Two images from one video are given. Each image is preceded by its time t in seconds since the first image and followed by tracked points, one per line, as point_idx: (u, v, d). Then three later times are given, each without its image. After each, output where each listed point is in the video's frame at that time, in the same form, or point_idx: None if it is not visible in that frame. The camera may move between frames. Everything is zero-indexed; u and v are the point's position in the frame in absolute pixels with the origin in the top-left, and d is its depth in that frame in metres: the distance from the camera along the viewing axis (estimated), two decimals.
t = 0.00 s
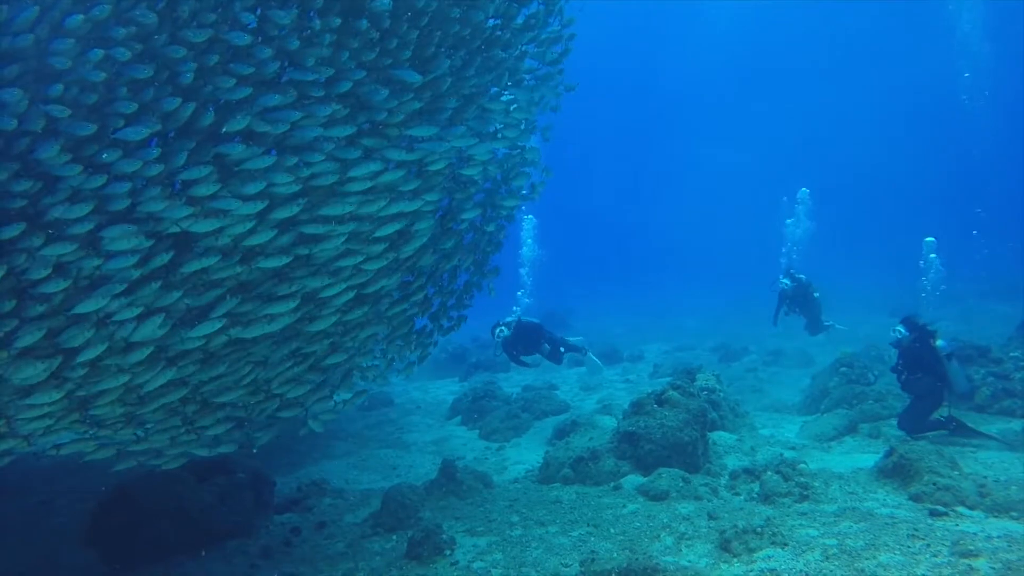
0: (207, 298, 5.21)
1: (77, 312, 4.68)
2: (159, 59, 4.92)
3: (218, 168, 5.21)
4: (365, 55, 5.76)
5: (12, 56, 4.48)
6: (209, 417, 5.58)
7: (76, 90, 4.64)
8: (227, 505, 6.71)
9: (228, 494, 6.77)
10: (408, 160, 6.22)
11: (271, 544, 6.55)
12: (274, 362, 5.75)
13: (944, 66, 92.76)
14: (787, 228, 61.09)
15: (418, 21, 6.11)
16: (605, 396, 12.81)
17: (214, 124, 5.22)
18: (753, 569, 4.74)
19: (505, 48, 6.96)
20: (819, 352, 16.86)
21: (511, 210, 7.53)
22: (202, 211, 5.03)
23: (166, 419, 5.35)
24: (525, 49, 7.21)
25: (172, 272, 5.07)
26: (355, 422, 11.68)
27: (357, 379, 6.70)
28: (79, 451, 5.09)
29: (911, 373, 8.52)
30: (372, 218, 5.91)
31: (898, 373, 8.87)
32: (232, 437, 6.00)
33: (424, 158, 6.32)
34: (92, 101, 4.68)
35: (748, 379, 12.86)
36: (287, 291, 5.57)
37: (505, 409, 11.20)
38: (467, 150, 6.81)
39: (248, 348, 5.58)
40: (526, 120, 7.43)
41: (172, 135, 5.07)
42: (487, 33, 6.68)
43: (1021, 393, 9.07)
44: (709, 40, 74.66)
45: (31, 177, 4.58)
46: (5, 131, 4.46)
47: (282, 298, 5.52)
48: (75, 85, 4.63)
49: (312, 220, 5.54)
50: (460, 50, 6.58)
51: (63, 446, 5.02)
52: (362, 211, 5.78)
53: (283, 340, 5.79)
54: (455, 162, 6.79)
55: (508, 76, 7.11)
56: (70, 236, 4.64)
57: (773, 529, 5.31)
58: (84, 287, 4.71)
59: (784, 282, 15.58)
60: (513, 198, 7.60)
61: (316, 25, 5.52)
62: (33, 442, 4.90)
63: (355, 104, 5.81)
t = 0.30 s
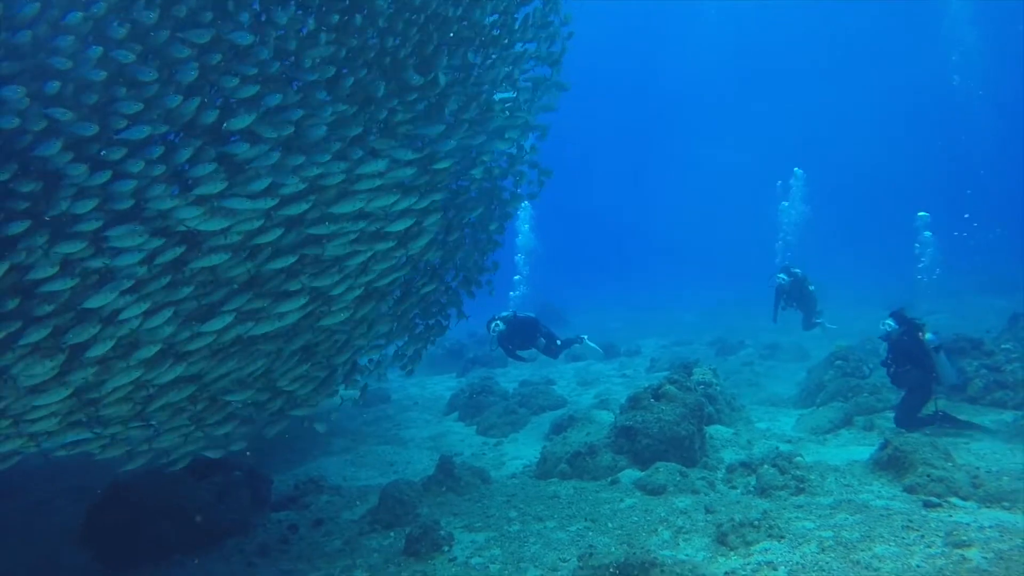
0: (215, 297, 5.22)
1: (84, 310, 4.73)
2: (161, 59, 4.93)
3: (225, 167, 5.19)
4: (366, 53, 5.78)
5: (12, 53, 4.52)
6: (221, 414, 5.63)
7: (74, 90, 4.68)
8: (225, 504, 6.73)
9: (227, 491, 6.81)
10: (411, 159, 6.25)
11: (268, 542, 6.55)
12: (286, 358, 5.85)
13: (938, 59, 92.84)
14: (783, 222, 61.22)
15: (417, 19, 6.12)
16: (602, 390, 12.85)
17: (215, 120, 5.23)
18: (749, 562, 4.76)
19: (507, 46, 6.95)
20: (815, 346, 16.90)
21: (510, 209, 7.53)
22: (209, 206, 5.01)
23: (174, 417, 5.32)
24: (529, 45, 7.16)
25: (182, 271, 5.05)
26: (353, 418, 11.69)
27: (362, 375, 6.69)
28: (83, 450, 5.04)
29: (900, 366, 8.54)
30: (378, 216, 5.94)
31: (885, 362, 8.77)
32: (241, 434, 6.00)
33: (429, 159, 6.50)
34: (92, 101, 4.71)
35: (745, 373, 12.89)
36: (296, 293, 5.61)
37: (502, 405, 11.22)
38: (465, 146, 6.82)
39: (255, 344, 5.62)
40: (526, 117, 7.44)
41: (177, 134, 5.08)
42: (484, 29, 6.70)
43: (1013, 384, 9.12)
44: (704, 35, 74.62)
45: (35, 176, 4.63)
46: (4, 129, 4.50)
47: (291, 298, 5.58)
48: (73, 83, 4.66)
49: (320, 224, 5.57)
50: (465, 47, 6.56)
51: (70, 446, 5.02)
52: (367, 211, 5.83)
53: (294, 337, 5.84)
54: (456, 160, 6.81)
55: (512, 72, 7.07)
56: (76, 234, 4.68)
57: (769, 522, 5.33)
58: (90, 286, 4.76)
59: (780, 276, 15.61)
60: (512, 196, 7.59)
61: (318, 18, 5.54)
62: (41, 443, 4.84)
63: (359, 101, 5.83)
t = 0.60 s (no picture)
0: (215, 285, 5.24)
1: (83, 293, 4.65)
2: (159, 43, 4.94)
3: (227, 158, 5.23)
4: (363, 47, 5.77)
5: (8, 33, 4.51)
6: (219, 408, 5.65)
7: (71, 75, 4.64)
8: (210, 496, 6.66)
9: (211, 483, 6.72)
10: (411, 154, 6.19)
11: (250, 534, 6.54)
12: (280, 346, 5.98)
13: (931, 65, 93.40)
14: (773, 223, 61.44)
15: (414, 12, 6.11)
16: (589, 387, 12.88)
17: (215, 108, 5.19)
18: (732, 560, 4.79)
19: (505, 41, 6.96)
20: (802, 347, 16.98)
21: (502, 205, 7.52)
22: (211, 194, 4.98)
23: (168, 406, 5.33)
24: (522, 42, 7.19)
25: (182, 258, 4.99)
26: (340, 411, 11.67)
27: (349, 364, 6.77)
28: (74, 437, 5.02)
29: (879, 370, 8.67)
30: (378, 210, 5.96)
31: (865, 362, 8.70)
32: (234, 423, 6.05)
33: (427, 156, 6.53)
34: (86, 84, 4.68)
35: (732, 373, 12.94)
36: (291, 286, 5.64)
37: (490, 400, 11.21)
38: (459, 140, 6.82)
39: (248, 331, 5.73)
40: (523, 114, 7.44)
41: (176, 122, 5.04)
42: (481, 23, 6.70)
43: (993, 389, 9.20)
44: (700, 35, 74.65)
45: (31, 159, 4.55)
46: None
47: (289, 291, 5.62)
48: (68, 66, 4.63)
49: (317, 218, 5.59)
50: (463, 41, 6.52)
51: (64, 433, 4.93)
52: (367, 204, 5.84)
53: (286, 326, 5.98)
54: (451, 156, 6.81)
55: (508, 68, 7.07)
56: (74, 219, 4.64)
57: (753, 521, 5.36)
58: (90, 268, 4.66)
59: (769, 278, 15.67)
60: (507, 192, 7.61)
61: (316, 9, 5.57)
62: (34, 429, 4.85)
63: (356, 94, 5.84)
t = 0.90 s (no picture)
0: (218, 280, 5.20)
1: (83, 288, 4.66)
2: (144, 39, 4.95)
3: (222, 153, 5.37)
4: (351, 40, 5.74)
5: None
6: (221, 388, 5.78)
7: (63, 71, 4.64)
8: (202, 491, 6.63)
9: (202, 480, 6.67)
10: (406, 150, 6.19)
11: (241, 531, 6.50)
12: (281, 342, 6.00)
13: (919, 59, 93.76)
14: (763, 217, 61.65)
15: (400, 7, 6.11)
16: (580, 381, 12.89)
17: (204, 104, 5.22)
18: (725, 553, 4.80)
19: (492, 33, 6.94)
20: (792, 340, 17.04)
21: (493, 199, 7.50)
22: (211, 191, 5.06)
23: (170, 402, 5.44)
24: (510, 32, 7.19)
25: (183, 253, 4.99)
26: (331, 406, 11.64)
27: (342, 357, 6.78)
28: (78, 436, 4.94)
29: (865, 364, 8.72)
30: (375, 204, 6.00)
31: (854, 360, 8.84)
32: (233, 416, 6.10)
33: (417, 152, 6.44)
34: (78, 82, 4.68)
35: (722, 365, 12.98)
36: (294, 280, 5.64)
37: (481, 394, 11.21)
38: (450, 136, 6.80)
39: (250, 327, 5.70)
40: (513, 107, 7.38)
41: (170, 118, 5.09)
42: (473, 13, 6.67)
43: (981, 379, 9.25)
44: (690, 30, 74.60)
45: (28, 155, 4.56)
46: None
47: (294, 285, 5.62)
48: (59, 60, 4.59)
49: (318, 213, 5.58)
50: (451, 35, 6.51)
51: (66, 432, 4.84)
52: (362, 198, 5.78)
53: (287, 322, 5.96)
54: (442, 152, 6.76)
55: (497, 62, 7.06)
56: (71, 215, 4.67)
57: (746, 514, 5.37)
58: (89, 264, 4.68)
59: (760, 271, 15.71)
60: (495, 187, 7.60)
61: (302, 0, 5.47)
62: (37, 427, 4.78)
63: (346, 88, 5.78)
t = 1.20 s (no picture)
0: (227, 278, 5.14)
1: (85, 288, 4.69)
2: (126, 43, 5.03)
3: (216, 160, 5.34)
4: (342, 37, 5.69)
5: None
6: (227, 385, 5.81)
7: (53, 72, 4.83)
8: (199, 492, 6.61)
9: (198, 481, 6.63)
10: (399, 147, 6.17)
11: (236, 533, 6.46)
12: (284, 340, 6.04)
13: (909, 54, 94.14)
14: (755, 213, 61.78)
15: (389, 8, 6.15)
16: (574, 378, 12.90)
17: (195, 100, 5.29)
18: (721, 549, 4.80)
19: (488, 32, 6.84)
20: (785, 335, 17.08)
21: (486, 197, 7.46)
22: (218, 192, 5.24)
23: (174, 401, 5.49)
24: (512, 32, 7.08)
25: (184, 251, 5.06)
26: (325, 406, 11.62)
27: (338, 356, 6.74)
28: (82, 438, 5.01)
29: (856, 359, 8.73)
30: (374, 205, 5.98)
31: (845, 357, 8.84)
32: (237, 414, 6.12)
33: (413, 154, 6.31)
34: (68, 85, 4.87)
35: (716, 361, 13.01)
36: (299, 281, 5.75)
37: (475, 393, 11.19)
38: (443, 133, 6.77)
39: (258, 328, 5.71)
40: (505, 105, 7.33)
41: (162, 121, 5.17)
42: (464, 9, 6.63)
43: (974, 373, 9.29)
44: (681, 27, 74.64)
45: (26, 157, 4.75)
46: None
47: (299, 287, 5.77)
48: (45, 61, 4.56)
49: (319, 214, 5.55)
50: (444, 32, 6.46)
51: (70, 434, 4.89)
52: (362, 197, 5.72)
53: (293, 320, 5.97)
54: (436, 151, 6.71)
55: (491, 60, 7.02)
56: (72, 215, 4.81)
57: (741, 510, 5.38)
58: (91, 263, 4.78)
59: (753, 266, 15.73)
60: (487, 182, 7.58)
61: None
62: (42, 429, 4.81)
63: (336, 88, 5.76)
